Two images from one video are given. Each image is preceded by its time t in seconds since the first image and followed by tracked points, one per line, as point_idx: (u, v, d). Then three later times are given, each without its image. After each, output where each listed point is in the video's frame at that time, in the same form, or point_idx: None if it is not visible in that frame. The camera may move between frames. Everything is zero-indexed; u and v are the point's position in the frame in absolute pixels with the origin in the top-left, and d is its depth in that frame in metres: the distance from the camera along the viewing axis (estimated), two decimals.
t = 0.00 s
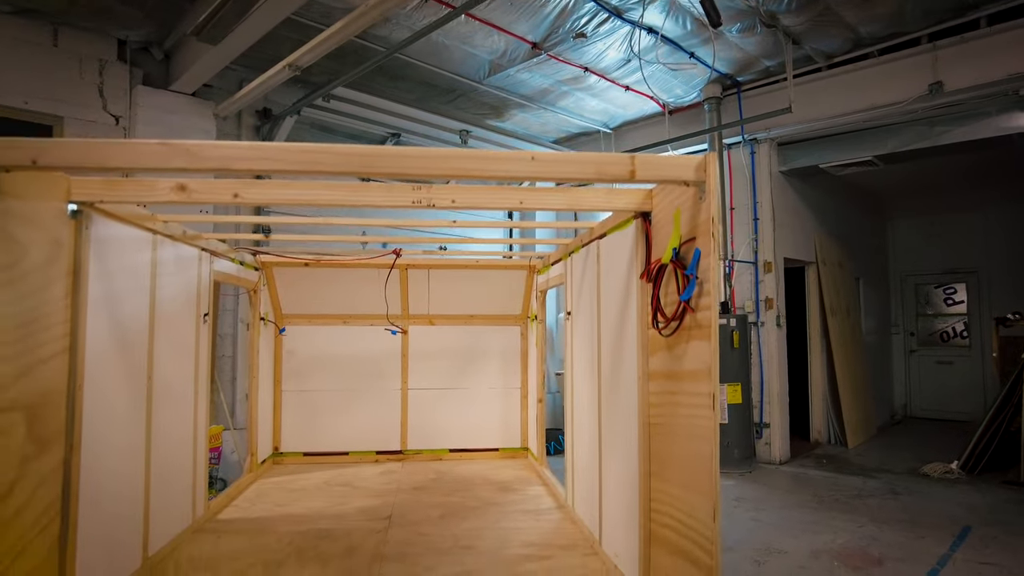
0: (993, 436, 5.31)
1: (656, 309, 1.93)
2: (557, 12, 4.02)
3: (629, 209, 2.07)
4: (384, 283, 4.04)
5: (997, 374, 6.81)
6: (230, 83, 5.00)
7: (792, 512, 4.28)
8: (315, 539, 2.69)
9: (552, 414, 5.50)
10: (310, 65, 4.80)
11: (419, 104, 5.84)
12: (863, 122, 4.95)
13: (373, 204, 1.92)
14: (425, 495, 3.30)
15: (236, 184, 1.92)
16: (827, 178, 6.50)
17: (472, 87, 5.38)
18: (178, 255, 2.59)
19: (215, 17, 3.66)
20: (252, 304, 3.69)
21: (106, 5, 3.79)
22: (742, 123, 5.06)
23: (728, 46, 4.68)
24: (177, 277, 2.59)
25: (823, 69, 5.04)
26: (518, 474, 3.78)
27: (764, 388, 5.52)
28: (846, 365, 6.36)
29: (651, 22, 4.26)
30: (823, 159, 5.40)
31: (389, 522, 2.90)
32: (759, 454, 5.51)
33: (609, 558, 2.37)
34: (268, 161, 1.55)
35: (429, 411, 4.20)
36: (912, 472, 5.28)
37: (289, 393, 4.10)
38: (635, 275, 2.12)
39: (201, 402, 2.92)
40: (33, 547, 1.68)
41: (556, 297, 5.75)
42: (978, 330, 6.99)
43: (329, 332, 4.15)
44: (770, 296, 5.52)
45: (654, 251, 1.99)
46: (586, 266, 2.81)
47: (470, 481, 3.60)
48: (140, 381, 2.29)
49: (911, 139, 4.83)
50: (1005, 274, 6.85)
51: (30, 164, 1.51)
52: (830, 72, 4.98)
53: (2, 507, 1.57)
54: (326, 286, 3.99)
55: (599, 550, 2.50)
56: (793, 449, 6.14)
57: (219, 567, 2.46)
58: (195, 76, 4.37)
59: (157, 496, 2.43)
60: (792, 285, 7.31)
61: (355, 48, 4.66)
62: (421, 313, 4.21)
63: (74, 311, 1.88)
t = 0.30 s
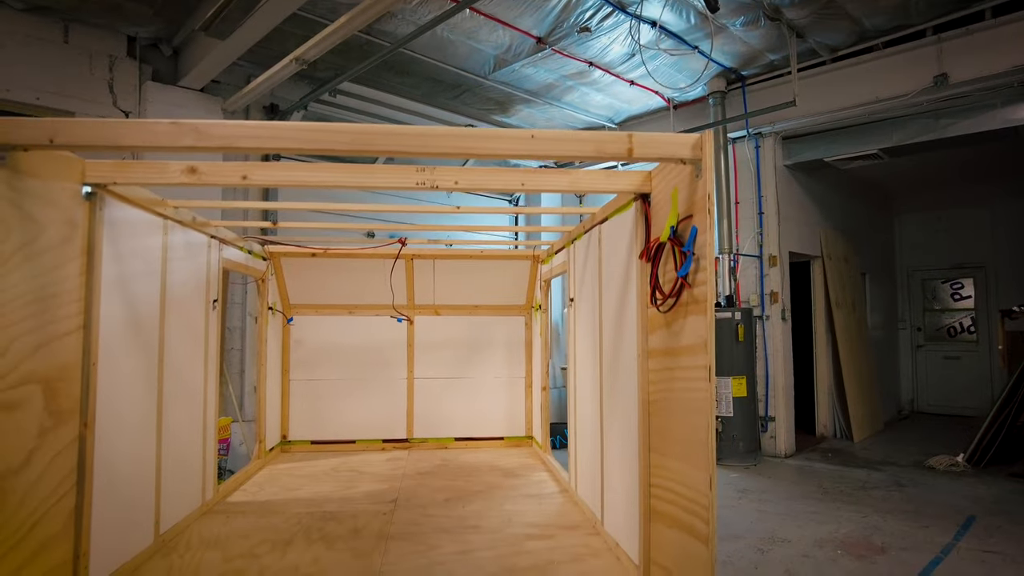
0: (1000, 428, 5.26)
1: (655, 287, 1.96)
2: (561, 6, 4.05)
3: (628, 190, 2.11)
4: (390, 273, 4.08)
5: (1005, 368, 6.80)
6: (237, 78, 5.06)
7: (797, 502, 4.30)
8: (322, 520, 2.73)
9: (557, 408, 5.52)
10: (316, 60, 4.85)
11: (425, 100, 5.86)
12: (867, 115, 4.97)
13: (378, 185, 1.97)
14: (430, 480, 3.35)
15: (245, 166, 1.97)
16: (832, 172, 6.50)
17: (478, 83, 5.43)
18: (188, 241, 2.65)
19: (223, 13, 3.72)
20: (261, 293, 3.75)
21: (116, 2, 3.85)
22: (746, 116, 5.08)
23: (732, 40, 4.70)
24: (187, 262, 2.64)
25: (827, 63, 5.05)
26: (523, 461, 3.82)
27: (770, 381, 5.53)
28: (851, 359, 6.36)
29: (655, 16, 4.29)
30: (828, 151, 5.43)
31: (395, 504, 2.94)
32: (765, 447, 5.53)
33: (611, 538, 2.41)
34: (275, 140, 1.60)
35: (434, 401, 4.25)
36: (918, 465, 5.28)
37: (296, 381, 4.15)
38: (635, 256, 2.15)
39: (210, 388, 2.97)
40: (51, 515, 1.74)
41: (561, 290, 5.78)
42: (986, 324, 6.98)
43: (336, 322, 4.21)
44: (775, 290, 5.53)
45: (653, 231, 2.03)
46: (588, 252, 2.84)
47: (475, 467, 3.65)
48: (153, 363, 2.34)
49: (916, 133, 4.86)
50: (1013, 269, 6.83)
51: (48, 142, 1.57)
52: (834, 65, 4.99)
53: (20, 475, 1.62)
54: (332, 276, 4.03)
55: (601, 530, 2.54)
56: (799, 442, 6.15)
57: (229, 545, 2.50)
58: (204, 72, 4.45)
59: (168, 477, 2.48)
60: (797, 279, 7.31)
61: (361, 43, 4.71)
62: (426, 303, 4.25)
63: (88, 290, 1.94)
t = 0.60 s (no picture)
0: (1012, 424, 5.23)
1: (661, 272, 1.99)
2: (570, 3, 4.07)
3: (635, 177, 2.13)
4: (399, 266, 4.12)
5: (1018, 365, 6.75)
6: (248, 76, 5.13)
7: (806, 497, 4.30)
8: (333, 506, 2.77)
9: (566, 404, 5.54)
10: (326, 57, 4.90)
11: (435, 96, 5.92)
12: (877, 110, 4.96)
13: (388, 173, 2.00)
14: (440, 470, 3.38)
15: (258, 155, 2.03)
16: (842, 168, 6.48)
17: (486, 80, 5.46)
18: (201, 232, 2.69)
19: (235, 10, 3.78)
20: (272, 286, 3.80)
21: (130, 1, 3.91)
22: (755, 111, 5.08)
23: (740, 35, 4.71)
24: (200, 253, 2.69)
25: (836, 58, 5.04)
26: (531, 453, 3.85)
27: (779, 377, 5.52)
28: (862, 356, 6.33)
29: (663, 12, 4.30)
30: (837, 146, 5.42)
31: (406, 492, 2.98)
32: (774, 443, 5.51)
33: (619, 524, 2.43)
34: (288, 126, 1.64)
35: (444, 393, 4.28)
36: (929, 461, 5.26)
37: (307, 374, 4.19)
38: (642, 243, 2.18)
39: (223, 378, 3.02)
40: (69, 494, 1.79)
41: (570, 285, 5.79)
42: (999, 321, 6.93)
43: (347, 315, 4.25)
44: (785, 286, 5.52)
45: (659, 217, 2.05)
46: (596, 242, 2.86)
47: (484, 458, 3.68)
48: (168, 351, 2.38)
49: (927, 126, 4.87)
50: None
51: (68, 128, 1.62)
52: (843, 60, 4.98)
53: (39, 454, 1.68)
54: (342, 269, 4.07)
55: (609, 517, 2.56)
56: (809, 439, 6.13)
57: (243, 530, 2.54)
58: (216, 69, 4.52)
59: (182, 463, 2.53)
60: (807, 275, 7.29)
61: (371, 40, 4.76)
62: (435, 297, 4.29)
63: (106, 276, 1.98)
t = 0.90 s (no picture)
0: None
1: (674, 258, 1.99)
2: None
3: (647, 164, 2.13)
4: (412, 260, 4.14)
5: None
6: (262, 73, 5.20)
7: (819, 493, 4.28)
8: (347, 495, 2.80)
9: (578, 401, 5.53)
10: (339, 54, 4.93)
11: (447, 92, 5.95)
12: (891, 104, 4.92)
13: (401, 160, 2.03)
14: (453, 461, 3.40)
15: (274, 142, 2.05)
16: (857, 163, 6.43)
17: (498, 76, 5.48)
18: (218, 222, 2.73)
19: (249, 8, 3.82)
20: (287, 279, 3.83)
21: None
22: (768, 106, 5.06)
23: (753, 30, 4.69)
24: (216, 243, 2.72)
25: (850, 51, 5.00)
26: (543, 445, 3.86)
27: (792, 374, 5.49)
28: (876, 353, 6.28)
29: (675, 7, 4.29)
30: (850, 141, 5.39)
31: (419, 482, 3.00)
32: (787, 440, 5.48)
33: (631, 513, 2.43)
34: (304, 111, 1.67)
35: (456, 387, 4.30)
36: (945, 458, 5.21)
37: (321, 366, 4.23)
38: (654, 230, 2.18)
39: (239, 369, 3.05)
40: (90, 476, 1.82)
41: (581, 281, 5.80)
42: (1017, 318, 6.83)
43: (360, 309, 4.28)
44: (798, 282, 5.48)
45: (672, 203, 2.05)
46: (608, 233, 2.86)
47: (497, 450, 3.69)
48: (184, 339, 2.41)
49: (944, 120, 4.80)
50: None
51: (90, 114, 1.65)
52: (857, 54, 4.95)
53: (61, 435, 1.71)
54: (354, 263, 4.10)
55: (621, 506, 2.57)
56: (822, 435, 6.09)
57: (257, 515, 2.57)
58: (230, 66, 4.57)
59: (199, 450, 2.56)
60: (820, 271, 7.25)
61: (383, 37, 4.78)
62: (448, 290, 4.31)
63: (125, 263, 2.01)
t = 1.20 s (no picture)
0: None
1: (688, 247, 1.98)
2: None
3: (661, 154, 2.12)
4: (425, 255, 4.15)
5: None
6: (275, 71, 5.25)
7: (834, 490, 4.24)
8: (361, 487, 2.81)
9: (590, 399, 5.51)
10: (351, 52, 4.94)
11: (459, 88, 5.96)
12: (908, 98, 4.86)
13: (415, 150, 2.03)
14: (466, 454, 3.40)
15: (289, 133, 2.06)
16: (873, 159, 6.37)
17: (511, 73, 5.48)
18: (233, 216, 2.75)
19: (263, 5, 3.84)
20: (301, 274, 3.85)
21: None
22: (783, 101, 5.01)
23: (767, 24, 4.65)
24: (231, 236, 2.74)
25: (866, 45, 4.95)
26: (556, 440, 3.85)
27: (807, 371, 5.44)
28: (892, 351, 6.21)
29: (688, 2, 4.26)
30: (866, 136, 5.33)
31: (432, 475, 3.00)
32: (802, 438, 5.43)
33: (645, 505, 2.42)
34: (319, 100, 1.68)
35: (469, 382, 4.30)
36: (963, 457, 5.14)
37: (335, 361, 4.25)
38: (668, 219, 2.17)
39: (254, 362, 3.07)
40: (108, 463, 1.84)
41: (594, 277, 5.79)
42: None
43: (373, 304, 4.29)
44: (813, 278, 5.43)
45: (687, 192, 2.04)
46: (621, 225, 2.85)
47: (509, 444, 3.69)
48: (200, 331, 2.43)
49: (963, 113, 4.71)
50: None
51: (107, 104, 1.67)
52: (873, 48, 4.90)
53: (79, 422, 1.73)
54: (367, 258, 4.11)
55: (635, 499, 2.55)
56: (837, 434, 6.04)
57: (271, 506, 2.58)
58: (244, 64, 4.60)
59: (214, 442, 2.58)
60: (835, 268, 7.18)
61: (395, 34, 4.80)
62: (461, 286, 4.31)
63: (141, 253, 2.03)
